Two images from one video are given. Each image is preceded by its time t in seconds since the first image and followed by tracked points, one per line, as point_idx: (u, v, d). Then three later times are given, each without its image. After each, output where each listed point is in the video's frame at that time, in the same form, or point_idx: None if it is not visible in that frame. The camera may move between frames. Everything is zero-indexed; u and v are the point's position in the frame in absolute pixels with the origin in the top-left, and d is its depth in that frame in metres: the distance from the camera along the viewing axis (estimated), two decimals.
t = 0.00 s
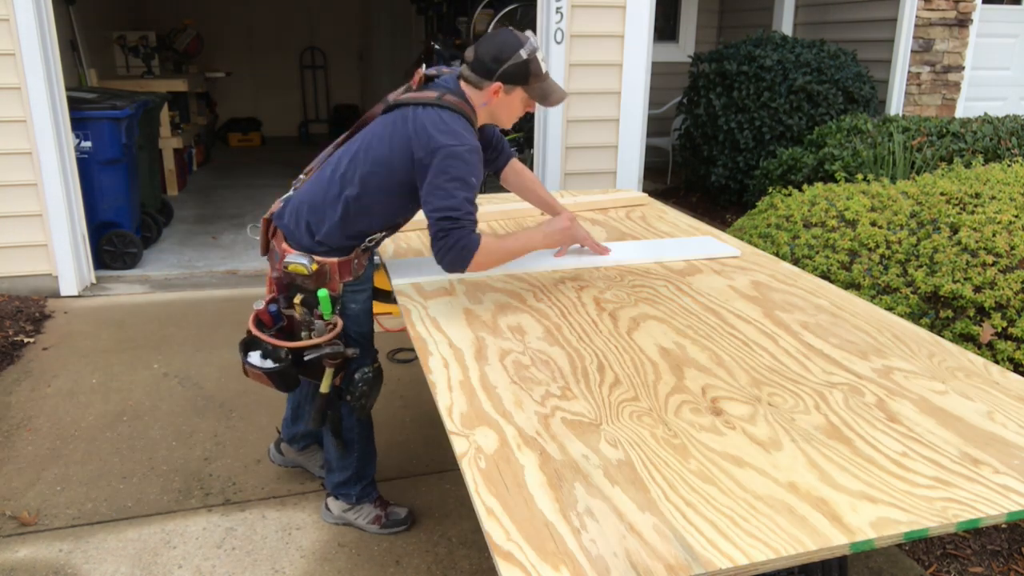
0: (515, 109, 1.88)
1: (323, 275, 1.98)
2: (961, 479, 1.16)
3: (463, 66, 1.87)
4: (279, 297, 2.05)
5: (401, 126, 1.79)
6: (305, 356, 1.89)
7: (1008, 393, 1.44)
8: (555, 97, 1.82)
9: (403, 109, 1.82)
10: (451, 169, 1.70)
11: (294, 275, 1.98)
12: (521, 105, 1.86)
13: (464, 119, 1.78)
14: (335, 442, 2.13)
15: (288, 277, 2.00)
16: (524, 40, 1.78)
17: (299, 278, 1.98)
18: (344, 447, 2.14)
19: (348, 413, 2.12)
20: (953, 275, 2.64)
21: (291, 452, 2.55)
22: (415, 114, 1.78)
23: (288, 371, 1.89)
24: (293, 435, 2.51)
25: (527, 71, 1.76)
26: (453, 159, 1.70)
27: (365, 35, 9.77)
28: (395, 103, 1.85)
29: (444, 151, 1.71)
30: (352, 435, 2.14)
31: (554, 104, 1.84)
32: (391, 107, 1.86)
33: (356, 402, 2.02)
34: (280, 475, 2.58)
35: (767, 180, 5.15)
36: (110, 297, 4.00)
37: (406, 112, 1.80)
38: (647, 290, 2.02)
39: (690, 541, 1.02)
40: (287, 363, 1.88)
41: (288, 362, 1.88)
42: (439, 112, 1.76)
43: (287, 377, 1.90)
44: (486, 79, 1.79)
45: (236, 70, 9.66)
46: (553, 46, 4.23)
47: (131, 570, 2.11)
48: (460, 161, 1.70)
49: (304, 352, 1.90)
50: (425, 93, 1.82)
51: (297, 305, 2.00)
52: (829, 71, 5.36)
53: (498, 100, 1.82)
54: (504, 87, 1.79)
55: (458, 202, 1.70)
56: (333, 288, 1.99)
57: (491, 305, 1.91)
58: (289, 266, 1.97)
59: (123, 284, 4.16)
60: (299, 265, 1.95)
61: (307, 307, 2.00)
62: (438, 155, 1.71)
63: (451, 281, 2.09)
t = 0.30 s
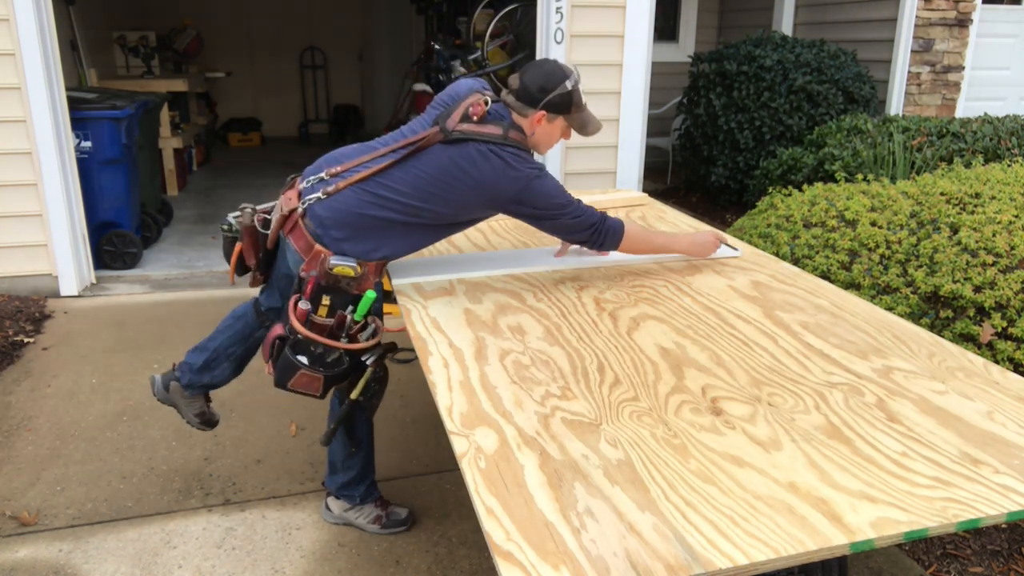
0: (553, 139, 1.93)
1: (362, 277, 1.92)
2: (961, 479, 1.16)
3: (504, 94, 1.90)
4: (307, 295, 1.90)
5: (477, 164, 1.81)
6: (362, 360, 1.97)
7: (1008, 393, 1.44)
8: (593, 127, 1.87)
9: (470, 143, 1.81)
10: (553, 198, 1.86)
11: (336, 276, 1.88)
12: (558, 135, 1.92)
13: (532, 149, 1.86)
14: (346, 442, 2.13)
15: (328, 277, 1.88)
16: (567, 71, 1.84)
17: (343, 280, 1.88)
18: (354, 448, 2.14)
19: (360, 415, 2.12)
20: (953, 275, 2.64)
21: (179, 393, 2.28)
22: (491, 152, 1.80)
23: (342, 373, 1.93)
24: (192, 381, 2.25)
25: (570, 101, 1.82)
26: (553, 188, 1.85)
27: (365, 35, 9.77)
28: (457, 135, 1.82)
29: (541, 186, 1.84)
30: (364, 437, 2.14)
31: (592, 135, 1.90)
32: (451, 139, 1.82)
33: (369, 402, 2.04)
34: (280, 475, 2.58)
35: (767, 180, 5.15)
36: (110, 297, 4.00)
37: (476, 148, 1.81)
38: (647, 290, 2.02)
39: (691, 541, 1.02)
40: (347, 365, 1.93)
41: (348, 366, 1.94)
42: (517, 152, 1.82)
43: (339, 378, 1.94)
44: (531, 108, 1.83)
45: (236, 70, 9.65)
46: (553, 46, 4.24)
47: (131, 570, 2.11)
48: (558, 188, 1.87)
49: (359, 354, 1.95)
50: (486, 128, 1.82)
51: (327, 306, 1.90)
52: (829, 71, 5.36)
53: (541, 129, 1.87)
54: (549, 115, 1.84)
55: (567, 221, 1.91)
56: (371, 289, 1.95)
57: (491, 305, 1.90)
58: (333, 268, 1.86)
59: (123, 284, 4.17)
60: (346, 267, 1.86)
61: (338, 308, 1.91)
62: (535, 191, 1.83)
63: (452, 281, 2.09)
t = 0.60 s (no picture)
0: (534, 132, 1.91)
1: (345, 277, 1.91)
2: (961, 479, 1.16)
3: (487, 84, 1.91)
4: (291, 296, 1.95)
5: (447, 145, 1.82)
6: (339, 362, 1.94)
7: (1008, 393, 1.44)
8: (575, 123, 1.86)
9: (441, 125, 1.84)
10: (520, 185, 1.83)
11: (315, 277, 1.89)
12: (539, 127, 1.90)
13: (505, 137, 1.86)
14: (344, 443, 2.12)
15: (308, 278, 1.90)
16: (551, 62, 1.83)
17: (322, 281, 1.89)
18: (349, 449, 2.13)
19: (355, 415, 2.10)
20: (953, 275, 2.64)
21: (234, 430, 2.48)
22: (459, 134, 1.82)
23: (319, 375, 1.93)
24: (240, 416, 2.41)
25: (550, 94, 1.81)
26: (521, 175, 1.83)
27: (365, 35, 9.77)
28: (427, 120, 1.87)
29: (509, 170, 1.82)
30: (360, 438, 2.12)
31: (573, 130, 1.89)
32: (424, 124, 1.86)
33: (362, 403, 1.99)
34: (280, 475, 2.58)
35: (767, 180, 5.15)
36: (110, 297, 4.00)
37: (446, 130, 1.83)
38: (647, 290, 2.02)
39: (690, 541, 1.02)
40: (321, 369, 1.93)
41: (323, 368, 1.93)
42: (487, 134, 1.82)
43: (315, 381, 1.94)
44: (509, 96, 1.82)
45: (236, 70, 9.65)
46: (553, 46, 4.24)
47: (131, 570, 2.11)
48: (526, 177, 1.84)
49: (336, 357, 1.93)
50: (459, 112, 1.85)
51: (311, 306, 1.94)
52: (829, 71, 5.36)
53: (519, 119, 1.86)
54: (526, 104, 1.82)
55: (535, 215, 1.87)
56: (354, 291, 1.94)
57: (491, 305, 1.90)
58: (311, 269, 1.86)
59: (123, 284, 4.16)
60: (324, 268, 1.86)
61: (324, 308, 1.94)
62: (503, 173, 1.81)
63: (452, 282, 2.09)
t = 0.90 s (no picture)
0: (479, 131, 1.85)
1: (306, 274, 1.97)
2: (961, 479, 1.16)
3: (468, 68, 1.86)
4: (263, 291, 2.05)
5: (374, 117, 1.78)
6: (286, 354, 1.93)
7: (1008, 393, 1.44)
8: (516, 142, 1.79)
9: (382, 100, 1.81)
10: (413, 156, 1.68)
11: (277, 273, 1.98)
12: (486, 128, 1.83)
13: (439, 110, 1.77)
14: (337, 441, 2.13)
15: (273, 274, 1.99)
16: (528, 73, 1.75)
17: (283, 276, 1.97)
18: (337, 445, 2.13)
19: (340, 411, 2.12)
20: (953, 275, 2.64)
21: (256, 439, 2.60)
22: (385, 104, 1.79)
23: (271, 367, 1.95)
24: (260, 424, 2.53)
25: (506, 99, 1.73)
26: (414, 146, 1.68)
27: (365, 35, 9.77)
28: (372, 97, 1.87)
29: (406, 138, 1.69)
30: (345, 434, 2.13)
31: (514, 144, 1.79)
32: (371, 101, 1.85)
33: (347, 399, 2.02)
34: (280, 475, 2.58)
35: (767, 180, 5.15)
36: (110, 297, 4.00)
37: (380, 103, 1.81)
38: (647, 290, 2.02)
39: (690, 541, 1.02)
40: (271, 360, 1.94)
41: (271, 360, 1.94)
42: (411, 107, 1.74)
43: (269, 373, 1.96)
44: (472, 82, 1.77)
45: (236, 70, 9.65)
46: (553, 46, 4.23)
47: (131, 570, 2.11)
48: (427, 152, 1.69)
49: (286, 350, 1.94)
50: (405, 85, 1.83)
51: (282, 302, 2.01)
52: (829, 71, 5.36)
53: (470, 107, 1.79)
54: (480, 97, 1.76)
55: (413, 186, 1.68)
56: (317, 288, 1.97)
57: (491, 305, 1.90)
58: (273, 264, 1.97)
59: (123, 284, 4.16)
60: (283, 263, 1.95)
61: (293, 304, 2.01)
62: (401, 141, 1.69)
63: (452, 282, 2.10)
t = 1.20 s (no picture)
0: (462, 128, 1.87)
1: (302, 272, 1.96)
2: (961, 479, 1.16)
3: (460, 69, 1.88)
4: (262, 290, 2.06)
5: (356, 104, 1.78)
6: (283, 352, 1.94)
7: (1009, 393, 1.44)
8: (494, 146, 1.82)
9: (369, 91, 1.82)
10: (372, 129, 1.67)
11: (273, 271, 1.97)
12: (468, 127, 1.85)
13: (423, 103, 1.78)
14: (335, 439, 2.13)
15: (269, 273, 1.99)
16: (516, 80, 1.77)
17: (279, 275, 1.96)
18: (335, 444, 2.13)
19: (338, 410, 2.12)
20: (953, 275, 2.64)
21: (256, 439, 2.59)
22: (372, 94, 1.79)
23: (267, 365, 1.96)
24: (259, 425, 2.54)
25: (489, 102, 1.76)
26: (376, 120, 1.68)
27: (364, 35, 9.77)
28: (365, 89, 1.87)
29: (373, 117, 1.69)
30: (343, 432, 2.13)
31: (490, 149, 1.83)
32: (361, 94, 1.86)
33: (345, 398, 2.02)
34: (280, 475, 2.58)
35: (767, 180, 5.15)
36: (110, 297, 4.00)
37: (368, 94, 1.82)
38: (647, 290, 2.02)
39: (690, 541, 1.02)
40: (267, 358, 1.95)
41: (268, 357, 1.95)
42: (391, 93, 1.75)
43: (267, 371, 1.97)
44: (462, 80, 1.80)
45: (236, 70, 9.66)
46: (553, 46, 4.23)
47: (131, 570, 2.10)
48: (386, 124, 1.68)
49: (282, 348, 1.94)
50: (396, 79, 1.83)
51: (279, 300, 2.01)
52: (829, 71, 5.36)
53: (455, 105, 1.82)
54: (467, 96, 1.79)
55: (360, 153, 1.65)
56: (313, 286, 1.97)
57: (491, 305, 1.90)
58: (268, 263, 1.97)
59: (123, 284, 4.16)
60: (278, 261, 1.94)
61: (289, 301, 2.00)
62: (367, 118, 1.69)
63: (451, 281, 2.10)
